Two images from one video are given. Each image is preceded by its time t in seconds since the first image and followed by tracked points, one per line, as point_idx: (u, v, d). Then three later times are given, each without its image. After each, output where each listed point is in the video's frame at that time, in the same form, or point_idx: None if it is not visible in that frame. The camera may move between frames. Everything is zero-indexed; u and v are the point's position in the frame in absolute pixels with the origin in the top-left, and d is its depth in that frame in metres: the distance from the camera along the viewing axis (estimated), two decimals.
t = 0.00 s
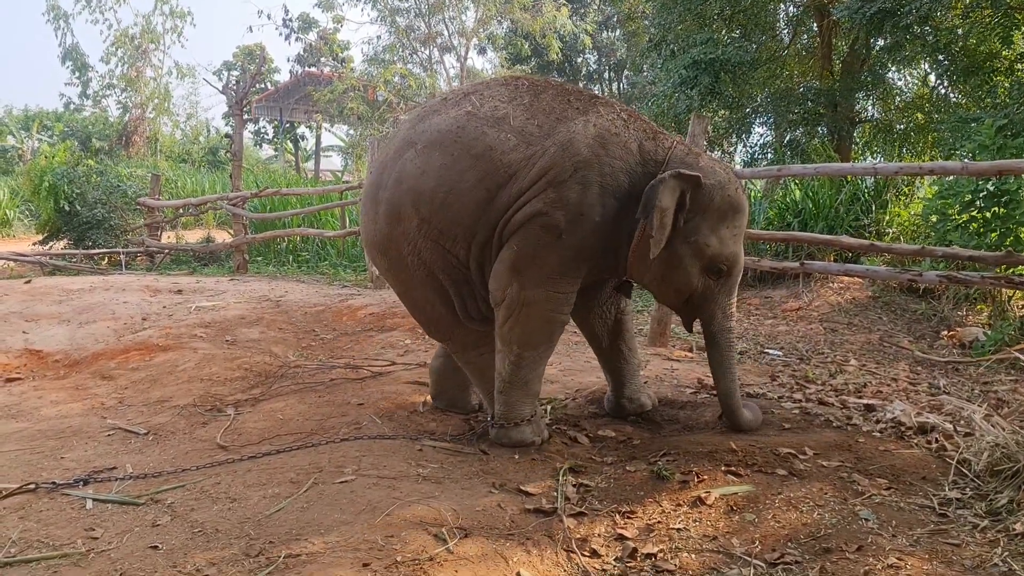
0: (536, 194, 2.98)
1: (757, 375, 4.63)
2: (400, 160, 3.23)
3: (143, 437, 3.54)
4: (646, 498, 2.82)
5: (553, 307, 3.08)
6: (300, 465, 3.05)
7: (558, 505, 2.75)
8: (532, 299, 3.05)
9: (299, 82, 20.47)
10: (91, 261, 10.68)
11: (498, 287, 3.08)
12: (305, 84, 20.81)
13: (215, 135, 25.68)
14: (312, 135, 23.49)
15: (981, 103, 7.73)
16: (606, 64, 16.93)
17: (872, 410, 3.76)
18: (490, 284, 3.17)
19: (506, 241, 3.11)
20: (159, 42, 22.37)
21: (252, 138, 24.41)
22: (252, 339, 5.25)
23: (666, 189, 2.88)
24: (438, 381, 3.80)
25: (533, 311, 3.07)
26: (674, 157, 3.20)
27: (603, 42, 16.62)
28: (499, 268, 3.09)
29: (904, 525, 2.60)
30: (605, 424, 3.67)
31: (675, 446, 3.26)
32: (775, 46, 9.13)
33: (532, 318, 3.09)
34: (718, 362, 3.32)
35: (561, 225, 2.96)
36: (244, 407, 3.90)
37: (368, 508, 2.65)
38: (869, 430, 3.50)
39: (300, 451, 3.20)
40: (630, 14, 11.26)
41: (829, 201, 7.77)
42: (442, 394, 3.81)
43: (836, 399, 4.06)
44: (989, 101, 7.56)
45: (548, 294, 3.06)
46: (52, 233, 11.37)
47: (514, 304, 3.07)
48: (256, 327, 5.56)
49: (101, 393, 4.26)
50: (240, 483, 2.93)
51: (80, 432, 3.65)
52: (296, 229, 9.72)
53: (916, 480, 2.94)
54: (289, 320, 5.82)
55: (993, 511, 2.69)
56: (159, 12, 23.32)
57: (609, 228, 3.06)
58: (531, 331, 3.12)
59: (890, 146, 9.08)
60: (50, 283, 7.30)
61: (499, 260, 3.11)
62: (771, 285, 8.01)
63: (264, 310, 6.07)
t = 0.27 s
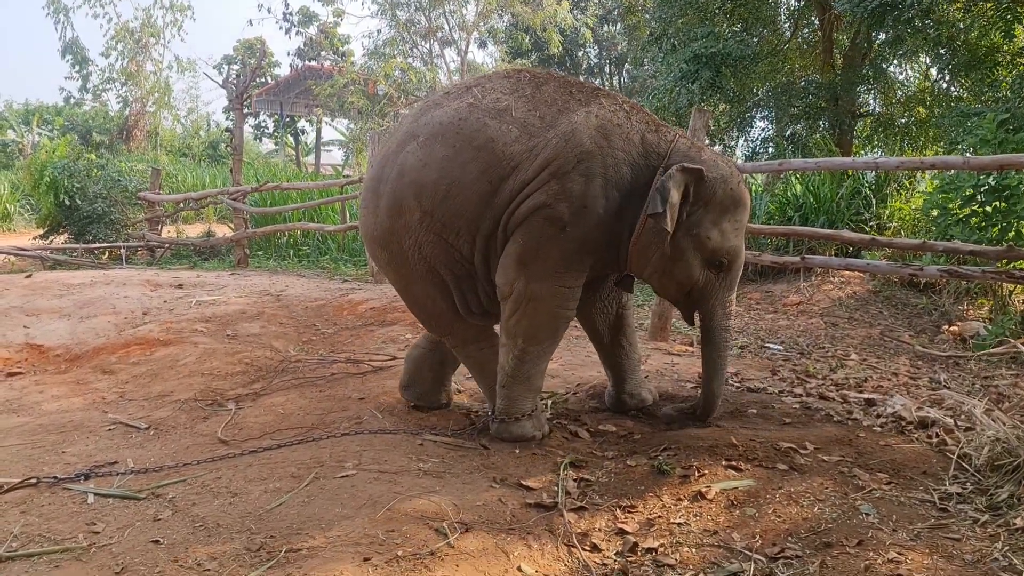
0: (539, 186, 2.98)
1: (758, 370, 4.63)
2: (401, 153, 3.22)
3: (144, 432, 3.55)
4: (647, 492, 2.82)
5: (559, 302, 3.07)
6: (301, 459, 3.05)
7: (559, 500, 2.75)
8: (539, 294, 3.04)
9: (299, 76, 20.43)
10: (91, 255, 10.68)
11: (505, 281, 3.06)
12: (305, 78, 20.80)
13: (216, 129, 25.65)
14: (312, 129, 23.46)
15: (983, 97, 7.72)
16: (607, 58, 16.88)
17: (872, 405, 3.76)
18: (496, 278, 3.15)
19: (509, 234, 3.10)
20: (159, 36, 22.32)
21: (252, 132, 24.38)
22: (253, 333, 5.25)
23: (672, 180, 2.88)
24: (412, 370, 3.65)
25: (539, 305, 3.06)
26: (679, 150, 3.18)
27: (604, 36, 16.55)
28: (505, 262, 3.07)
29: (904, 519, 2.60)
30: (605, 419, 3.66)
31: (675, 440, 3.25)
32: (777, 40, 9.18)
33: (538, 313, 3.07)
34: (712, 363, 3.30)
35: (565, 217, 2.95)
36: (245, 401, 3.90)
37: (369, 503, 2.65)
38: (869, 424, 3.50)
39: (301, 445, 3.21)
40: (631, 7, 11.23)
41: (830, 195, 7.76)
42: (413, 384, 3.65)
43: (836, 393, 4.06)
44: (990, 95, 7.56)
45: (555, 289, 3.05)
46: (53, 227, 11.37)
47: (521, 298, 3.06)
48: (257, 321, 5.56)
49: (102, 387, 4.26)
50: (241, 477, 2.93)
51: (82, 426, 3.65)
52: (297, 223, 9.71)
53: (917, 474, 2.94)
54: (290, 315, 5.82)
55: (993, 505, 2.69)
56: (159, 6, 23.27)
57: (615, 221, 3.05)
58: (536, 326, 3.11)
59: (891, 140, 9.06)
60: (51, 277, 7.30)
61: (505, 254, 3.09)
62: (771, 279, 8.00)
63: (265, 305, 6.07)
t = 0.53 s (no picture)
0: (541, 179, 2.97)
1: (759, 365, 4.62)
2: (394, 151, 3.18)
3: (145, 427, 3.55)
4: (649, 488, 2.81)
5: (569, 296, 3.05)
6: (303, 455, 3.04)
7: (561, 495, 2.74)
8: (551, 288, 3.03)
9: (300, 71, 20.42)
10: (92, 250, 10.67)
11: (517, 277, 3.07)
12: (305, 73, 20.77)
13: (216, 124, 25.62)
14: (313, 124, 23.42)
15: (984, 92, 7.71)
16: (607, 53, 16.85)
17: (874, 400, 3.75)
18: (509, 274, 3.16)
19: (515, 228, 3.09)
20: (159, 31, 22.28)
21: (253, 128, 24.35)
22: (254, 329, 5.24)
23: (675, 165, 2.88)
24: (410, 367, 3.63)
25: (550, 299, 3.04)
26: (674, 133, 3.18)
27: (605, 31, 16.50)
28: (515, 257, 3.07)
29: (906, 515, 2.60)
30: (607, 414, 3.66)
31: (677, 436, 3.25)
32: (777, 35, 9.08)
33: (550, 307, 3.06)
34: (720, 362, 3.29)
35: (570, 209, 2.94)
36: (247, 396, 3.90)
37: (370, 498, 2.65)
38: (871, 420, 3.49)
39: (302, 441, 3.20)
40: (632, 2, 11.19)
41: (831, 190, 7.75)
42: (412, 382, 3.63)
43: (838, 389, 4.06)
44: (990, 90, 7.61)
45: (565, 282, 3.02)
46: (53, 223, 11.35)
47: (534, 293, 3.06)
48: (258, 317, 5.56)
49: (102, 382, 4.26)
50: (243, 473, 2.93)
51: (83, 422, 3.65)
52: (298, 218, 9.70)
53: (919, 470, 2.94)
54: (291, 310, 5.81)
55: (995, 500, 2.69)
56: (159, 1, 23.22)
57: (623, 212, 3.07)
58: (548, 320, 3.09)
59: (891, 136, 9.04)
60: (51, 273, 7.29)
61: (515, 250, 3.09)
62: (773, 275, 7.99)
63: (265, 300, 6.06)
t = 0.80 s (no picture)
0: (547, 180, 2.96)
1: (761, 361, 4.60)
2: (383, 163, 3.03)
3: (146, 423, 3.54)
4: (650, 484, 2.81)
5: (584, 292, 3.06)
6: (303, 451, 3.04)
7: (562, 491, 2.74)
8: (566, 284, 3.03)
9: (300, 67, 20.41)
10: (92, 246, 10.66)
11: (532, 277, 3.08)
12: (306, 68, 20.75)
13: (216, 120, 25.57)
14: (313, 120, 23.39)
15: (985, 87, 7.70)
16: (608, 49, 16.81)
17: (875, 396, 3.74)
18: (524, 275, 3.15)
19: (524, 230, 3.05)
20: (159, 27, 22.24)
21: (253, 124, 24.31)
22: (255, 325, 5.23)
23: (680, 126, 3.01)
24: (407, 367, 3.59)
25: (564, 295, 3.04)
26: (658, 95, 3.27)
27: (606, 27, 16.45)
28: (529, 259, 3.06)
29: (908, 511, 2.59)
30: (608, 410, 3.64)
31: (678, 431, 3.23)
32: (779, 31, 9.16)
33: (564, 303, 3.06)
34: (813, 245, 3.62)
35: (581, 206, 2.95)
36: (247, 392, 3.89)
37: (371, 494, 2.64)
38: (873, 416, 3.48)
39: (303, 437, 3.19)
40: None
41: (833, 185, 7.75)
42: (410, 381, 3.61)
43: (839, 385, 4.05)
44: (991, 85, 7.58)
45: (580, 276, 3.03)
46: (53, 219, 11.34)
47: (548, 290, 3.06)
48: (258, 313, 5.54)
49: (103, 378, 4.25)
50: (243, 469, 2.92)
51: (83, 418, 3.65)
52: (298, 214, 9.69)
53: (921, 466, 2.92)
54: (291, 306, 5.80)
55: (997, 496, 2.68)
56: None
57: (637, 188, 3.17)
58: (561, 315, 3.08)
59: (892, 132, 8.99)
60: (51, 268, 7.28)
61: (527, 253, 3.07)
62: (773, 271, 7.97)
63: (266, 296, 6.04)
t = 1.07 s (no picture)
0: (552, 177, 2.92)
1: (763, 355, 4.59)
2: (379, 165, 2.94)
3: (146, 416, 3.53)
4: (653, 476, 2.80)
5: (590, 285, 3.05)
6: (304, 444, 3.03)
7: (564, 483, 2.73)
8: (571, 277, 3.01)
9: (300, 61, 20.38)
10: (92, 240, 10.64)
11: (537, 272, 3.05)
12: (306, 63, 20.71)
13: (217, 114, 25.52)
14: (313, 115, 23.33)
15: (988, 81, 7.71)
16: (609, 43, 16.76)
17: (878, 389, 3.73)
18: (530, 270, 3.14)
19: (530, 226, 3.01)
20: (159, 21, 22.17)
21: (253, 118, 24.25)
22: (256, 318, 5.22)
23: (676, 117, 3.06)
24: (407, 362, 3.57)
25: (571, 288, 3.03)
26: (649, 80, 3.28)
27: (607, 21, 16.39)
28: (534, 254, 3.03)
29: (912, 504, 2.58)
30: (610, 403, 3.63)
31: (681, 424, 3.22)
32: (781, 24, 9.03)
33: (570, 296, 3.05)
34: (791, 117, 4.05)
35: (587, 201, 2.92)
36: (248, 385, 3.88)
37: (372, 487, 2.64)
38: (876, 409, 3.46)
39: (304, 430, 3.18)
40: None
41: (835, 179, 7.76)
42: (410, 376, 3.58)
43: (841, 378, 4.04)
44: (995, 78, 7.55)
45: (587, 269, 3.02)
46: (53, 213, 11.32)
47: (553, 284, 3.04)
48: (259, 306, 5.53)
49: (103, 371, 4.25)
50: (244, 461, 2.91)
51: (84, 411, 3.64)
52: (299, 208, 9.67)
53: (924, 459, 2.91)
54: (292, 299, 5.78)
55: (1001, 489, 2.67)
56: None
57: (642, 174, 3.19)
58: (567, 309, 3.07)
59: (894, 126, 9.01)
60: (52, 262, 7.27)
61: (532, 248, 3.04)
62: (775, 265, 7.96)
63: (267, 289, 6.03)
